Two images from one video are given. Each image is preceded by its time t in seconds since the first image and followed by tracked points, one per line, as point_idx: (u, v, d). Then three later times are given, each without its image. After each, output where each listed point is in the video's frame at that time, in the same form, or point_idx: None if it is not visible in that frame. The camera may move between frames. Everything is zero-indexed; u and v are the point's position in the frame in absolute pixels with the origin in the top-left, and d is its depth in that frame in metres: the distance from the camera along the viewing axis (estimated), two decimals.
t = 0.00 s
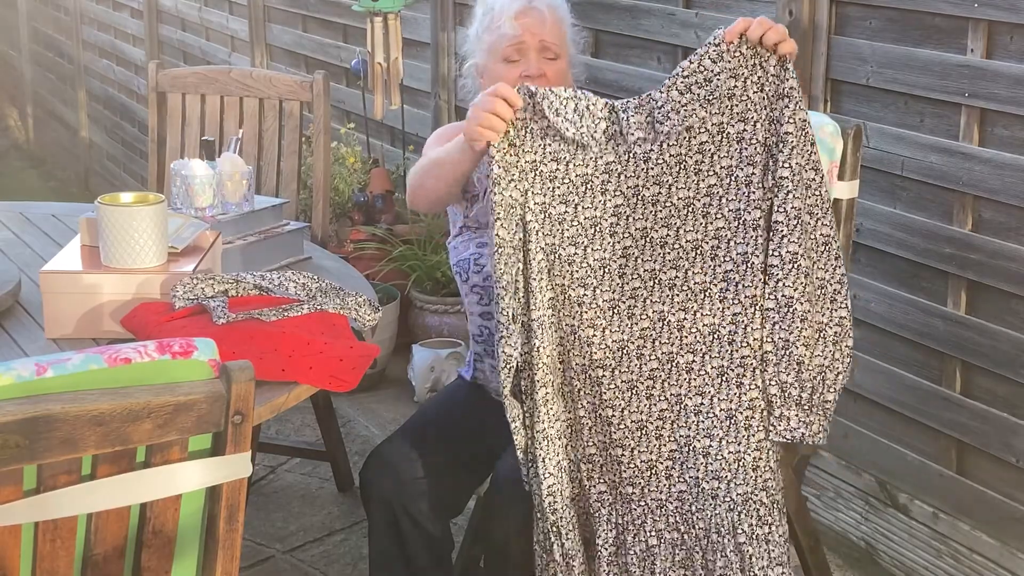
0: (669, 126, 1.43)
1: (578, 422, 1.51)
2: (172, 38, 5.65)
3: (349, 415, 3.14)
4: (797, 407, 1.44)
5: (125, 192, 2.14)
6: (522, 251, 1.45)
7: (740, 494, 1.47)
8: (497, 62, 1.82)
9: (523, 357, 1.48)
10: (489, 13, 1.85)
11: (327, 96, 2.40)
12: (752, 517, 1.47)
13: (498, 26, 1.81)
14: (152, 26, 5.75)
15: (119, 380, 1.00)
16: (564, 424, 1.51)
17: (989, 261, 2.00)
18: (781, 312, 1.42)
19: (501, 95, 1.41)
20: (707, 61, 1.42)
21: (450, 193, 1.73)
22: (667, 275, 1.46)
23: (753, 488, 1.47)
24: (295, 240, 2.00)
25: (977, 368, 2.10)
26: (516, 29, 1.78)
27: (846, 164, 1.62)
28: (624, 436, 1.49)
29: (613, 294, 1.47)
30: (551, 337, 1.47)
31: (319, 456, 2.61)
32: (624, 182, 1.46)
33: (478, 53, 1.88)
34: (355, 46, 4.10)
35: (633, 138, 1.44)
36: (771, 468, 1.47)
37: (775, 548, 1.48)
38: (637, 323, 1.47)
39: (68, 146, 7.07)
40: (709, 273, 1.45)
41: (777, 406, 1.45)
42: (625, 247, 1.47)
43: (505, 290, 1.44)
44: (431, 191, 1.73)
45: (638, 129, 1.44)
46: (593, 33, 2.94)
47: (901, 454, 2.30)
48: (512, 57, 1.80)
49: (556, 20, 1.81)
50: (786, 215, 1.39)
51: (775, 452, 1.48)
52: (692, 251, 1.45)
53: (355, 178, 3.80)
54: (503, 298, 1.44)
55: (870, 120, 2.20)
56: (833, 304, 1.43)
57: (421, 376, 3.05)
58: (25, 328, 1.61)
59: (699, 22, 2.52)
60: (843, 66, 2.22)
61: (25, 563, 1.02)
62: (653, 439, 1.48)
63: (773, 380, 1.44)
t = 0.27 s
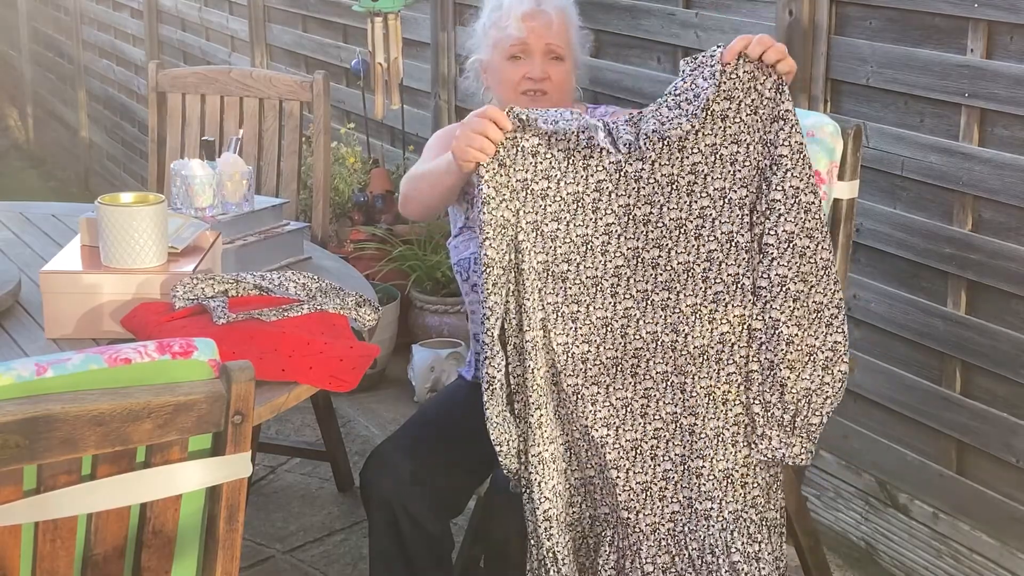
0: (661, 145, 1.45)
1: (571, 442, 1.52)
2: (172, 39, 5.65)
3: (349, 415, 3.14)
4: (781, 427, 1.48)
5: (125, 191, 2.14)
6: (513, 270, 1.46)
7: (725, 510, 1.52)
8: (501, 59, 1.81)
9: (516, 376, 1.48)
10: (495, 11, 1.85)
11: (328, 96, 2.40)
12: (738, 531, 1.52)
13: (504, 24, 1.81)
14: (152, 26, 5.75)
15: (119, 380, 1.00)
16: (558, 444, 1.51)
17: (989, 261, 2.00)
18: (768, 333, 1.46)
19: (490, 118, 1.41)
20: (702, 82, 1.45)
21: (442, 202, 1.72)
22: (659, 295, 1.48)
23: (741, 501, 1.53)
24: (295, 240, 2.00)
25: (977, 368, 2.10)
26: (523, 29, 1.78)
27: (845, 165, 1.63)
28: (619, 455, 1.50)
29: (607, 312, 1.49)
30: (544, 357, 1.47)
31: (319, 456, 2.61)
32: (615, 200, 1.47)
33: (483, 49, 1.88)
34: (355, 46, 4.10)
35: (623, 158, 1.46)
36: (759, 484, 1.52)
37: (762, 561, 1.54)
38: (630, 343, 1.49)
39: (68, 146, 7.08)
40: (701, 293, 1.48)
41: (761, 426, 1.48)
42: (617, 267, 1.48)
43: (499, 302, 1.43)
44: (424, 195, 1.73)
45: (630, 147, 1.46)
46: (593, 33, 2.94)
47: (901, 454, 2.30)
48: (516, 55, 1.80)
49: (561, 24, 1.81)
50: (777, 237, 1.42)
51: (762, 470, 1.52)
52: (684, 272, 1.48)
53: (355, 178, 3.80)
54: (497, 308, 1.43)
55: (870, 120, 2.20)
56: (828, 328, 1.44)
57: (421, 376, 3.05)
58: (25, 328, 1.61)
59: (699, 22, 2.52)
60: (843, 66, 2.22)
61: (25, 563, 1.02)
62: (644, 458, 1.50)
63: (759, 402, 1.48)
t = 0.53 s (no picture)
0: (654, 152, 1.43)
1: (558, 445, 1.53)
2: (172, 39, 5.65)
3: (349, 415, 3.14)
4: (771, 446, 1.43)
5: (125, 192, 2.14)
6: (504, 271, 1.48)
7: (706, 527, 1.47)
8: (502, 58, 1.81)
9: (504, 378, 1.51)
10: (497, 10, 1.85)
11: (328, 96, 2.40)
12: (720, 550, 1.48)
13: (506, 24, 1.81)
14: (152, 26, 5.75)
15: (119, 380, 1.00)
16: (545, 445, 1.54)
17: (989, 261, 2.00)
18: (761, 350, 1.41)
19: (485, 118, 1.41)
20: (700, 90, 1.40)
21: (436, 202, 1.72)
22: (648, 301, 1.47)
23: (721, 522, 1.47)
24: (295, 240, 2.00)
25: (977, 368, 2.10)
26: (524, 28, 1.78)
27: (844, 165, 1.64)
28: (602, 458, 1.52)
29: (596, 317, 1.49)
30: (533, 361, 1.50)
31: (319, 456, 2.61)
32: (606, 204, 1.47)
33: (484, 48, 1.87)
34: (355, 46, 4.10)
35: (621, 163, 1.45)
36: (736, 507, 1.46)
37: None
38: (617, 349, 1.49)
39: (68, 146, 7.07)
40: (688, 302, 1.45)
41: (752, 445, 1.43)
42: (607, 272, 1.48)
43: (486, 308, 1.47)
44: (419, 197, 1.73)
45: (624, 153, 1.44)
46: (593, 34, 2.94)
47: (901, 454, 2.30)
48: (517, 55, 1.80)
49: (563, 23, 1.81)
50: (773, 252, 1.38)
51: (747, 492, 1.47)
52: (671, 281, 1.45)
53: (355, 178, 3.80)
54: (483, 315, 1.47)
55: (870, 120, 2.20)
56: (813, 344, 1.42)
57: (421, 376, 3.05)
58: (25, 328, 1.61)
59: (699, 22, 2.52)
60: (843, 66, 2.22)
61: (25, 563, 1.02)
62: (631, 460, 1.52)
63: (747, 419, 1.43)
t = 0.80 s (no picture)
0: (653, 153, 1.43)
1: (559, 445, 1.54)
2: (172, 39, 5.65)
3: (349, 415, 3.14)
4: (769, 447, 1.43)
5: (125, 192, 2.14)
6: (505, 272, 1.49)
7: (704, 531, 1.46)
8: (502, 58, 1.81)
9: (504, 380, 1.51)
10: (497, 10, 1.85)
11: (328, 96, 2.40)
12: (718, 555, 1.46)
13: (506, 24, 1.81)
14: (152, 26, 5.75)
15: (119, 380, 1.00)
16: (546, 446, 1.54)
17: (989, 261, 2.00)
18: (760, 351, 1.40)
19: (484, 121, 1.43)
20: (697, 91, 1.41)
21: (436, 205, 1.72)
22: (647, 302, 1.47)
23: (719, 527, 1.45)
24: (295, 240, 2.00)
25: (977, 368, 2.10)
26: (523, 26, 1.78)
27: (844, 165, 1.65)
28: (605, 460, 1.51)
29: (597, 319, 1.49)
30: (533, 361, 1.50)
31: (319, 456, 2.61)
32: (607, 205, 1.47)
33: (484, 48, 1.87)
34: (355, 46, 4.10)
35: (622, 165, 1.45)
36: (733, 511, 1.45)
37: None
38: (617, 350, 1.49)
39: (68, 146, 7.08)
40: (685, 304, 1.43)
41: (749, 446, 1.43)
42: (607, 273, 1.48)
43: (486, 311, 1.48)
44: (419, 199, 1.73)
45: (624, 155, 1.45)
46: (593, 34, 2.94)
47: (901, 454, 2.30)
48: (517, 54, 1.80)
49: (563, 22, 1.81)
50: (770, 252, 1.38)
51: (745, 496, 1.45)
52: (670, 282, 1.44)
53: (355, 178, 3.80)
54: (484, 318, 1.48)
55: (870, 120, 2.20)
56: (811, 346, 1.42)
57: (421, 376, 3.05)
58: (25, 328, 1.61)
59: (699, 22, 2.52)
60: (843, 66, 2.22)
61: (25, 563, 1.02)
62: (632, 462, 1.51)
63: (745, 421, 1.42)
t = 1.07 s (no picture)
0: (654, 156, 1.43)
1: (562, 447, 1.54)
2: (172, 39, 5.65)
3: (348, 415, 3.14)
4: (778, 449, 1.43)
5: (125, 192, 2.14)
6: (506, 275, 1.49)
7: (710, 533, 1.45)
8: (502, 58, 1.81)
9: (505, 382, 1.51)
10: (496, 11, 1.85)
11: (328, 96, 2.40)
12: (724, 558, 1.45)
13: (505, 25, 1.81)
14: (152, 26, 5.75)
15: (119, 380, 1.00)
16: (548, 449, 1.54)
17: (989, 261, 2.00)
18: (766, 354, 1.40)
19: (485, 125, 1.42)
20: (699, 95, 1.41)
21: (438, 207, 1.72)
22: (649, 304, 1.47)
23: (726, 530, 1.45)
24: (295, 240, 2.00)
25: (977, 368, 2.10)
26: (523, 27, 1.78)
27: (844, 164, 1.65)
28: (607, 461, 1.51)
29: (599, 320, 1.49)
30: (534, 363, 1.51)
31: (319, 456, 2.61)
32: (609, 207, 1.47)
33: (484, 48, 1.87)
34: (355, 46, 4.10)
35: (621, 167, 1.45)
36: (742, 513, 1.44)
37: None
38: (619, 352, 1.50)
39: (68, 146, 7.08)
40: (689, 306, 1.43)
41: (758, 448, 1.43)
42: (610, 275, 1.48)
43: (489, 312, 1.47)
44: (419, 202, 1.73)
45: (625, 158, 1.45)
46: (593, 34, 2.94)
47: (901, 454, 2.30)
48: (517, 55, 1.80)
49: (562, 22, 1.81)
50: (775, 255, 1.37)
51: (751, 497, 1.45)
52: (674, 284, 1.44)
53: (355, 178, 3.80)
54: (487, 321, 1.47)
55: (870, 120, 2.20)
56: (817, 347, 1.42)
57: (421, 376, 3.05)
58: (25, 328, 1.61)
59: (699, 22, 2.52)
60: (843, 66, 2.22)
61: (25, 563, 1.02)
62: (636, 463, 1.51)
63: (754, 423, 1.42)
